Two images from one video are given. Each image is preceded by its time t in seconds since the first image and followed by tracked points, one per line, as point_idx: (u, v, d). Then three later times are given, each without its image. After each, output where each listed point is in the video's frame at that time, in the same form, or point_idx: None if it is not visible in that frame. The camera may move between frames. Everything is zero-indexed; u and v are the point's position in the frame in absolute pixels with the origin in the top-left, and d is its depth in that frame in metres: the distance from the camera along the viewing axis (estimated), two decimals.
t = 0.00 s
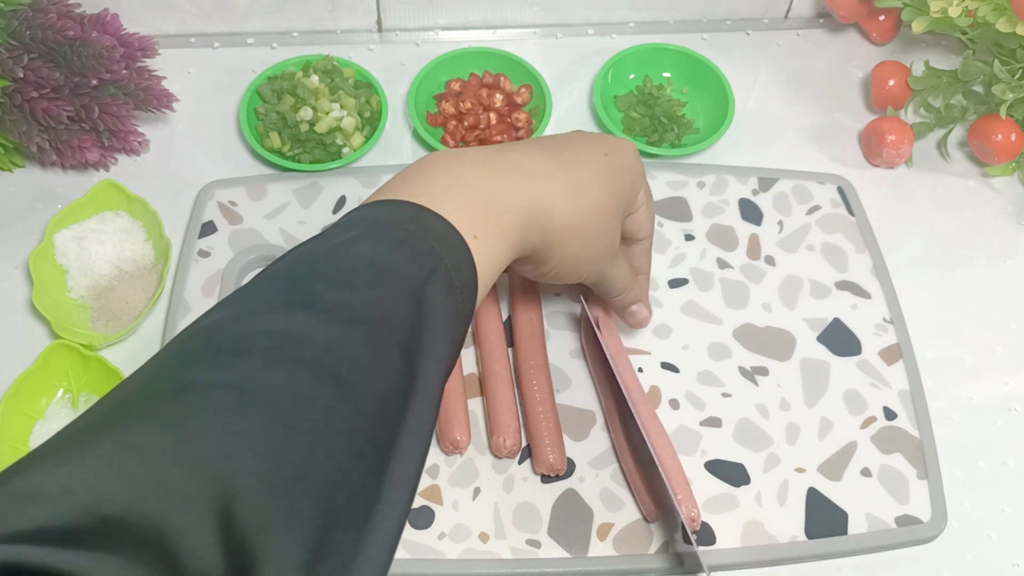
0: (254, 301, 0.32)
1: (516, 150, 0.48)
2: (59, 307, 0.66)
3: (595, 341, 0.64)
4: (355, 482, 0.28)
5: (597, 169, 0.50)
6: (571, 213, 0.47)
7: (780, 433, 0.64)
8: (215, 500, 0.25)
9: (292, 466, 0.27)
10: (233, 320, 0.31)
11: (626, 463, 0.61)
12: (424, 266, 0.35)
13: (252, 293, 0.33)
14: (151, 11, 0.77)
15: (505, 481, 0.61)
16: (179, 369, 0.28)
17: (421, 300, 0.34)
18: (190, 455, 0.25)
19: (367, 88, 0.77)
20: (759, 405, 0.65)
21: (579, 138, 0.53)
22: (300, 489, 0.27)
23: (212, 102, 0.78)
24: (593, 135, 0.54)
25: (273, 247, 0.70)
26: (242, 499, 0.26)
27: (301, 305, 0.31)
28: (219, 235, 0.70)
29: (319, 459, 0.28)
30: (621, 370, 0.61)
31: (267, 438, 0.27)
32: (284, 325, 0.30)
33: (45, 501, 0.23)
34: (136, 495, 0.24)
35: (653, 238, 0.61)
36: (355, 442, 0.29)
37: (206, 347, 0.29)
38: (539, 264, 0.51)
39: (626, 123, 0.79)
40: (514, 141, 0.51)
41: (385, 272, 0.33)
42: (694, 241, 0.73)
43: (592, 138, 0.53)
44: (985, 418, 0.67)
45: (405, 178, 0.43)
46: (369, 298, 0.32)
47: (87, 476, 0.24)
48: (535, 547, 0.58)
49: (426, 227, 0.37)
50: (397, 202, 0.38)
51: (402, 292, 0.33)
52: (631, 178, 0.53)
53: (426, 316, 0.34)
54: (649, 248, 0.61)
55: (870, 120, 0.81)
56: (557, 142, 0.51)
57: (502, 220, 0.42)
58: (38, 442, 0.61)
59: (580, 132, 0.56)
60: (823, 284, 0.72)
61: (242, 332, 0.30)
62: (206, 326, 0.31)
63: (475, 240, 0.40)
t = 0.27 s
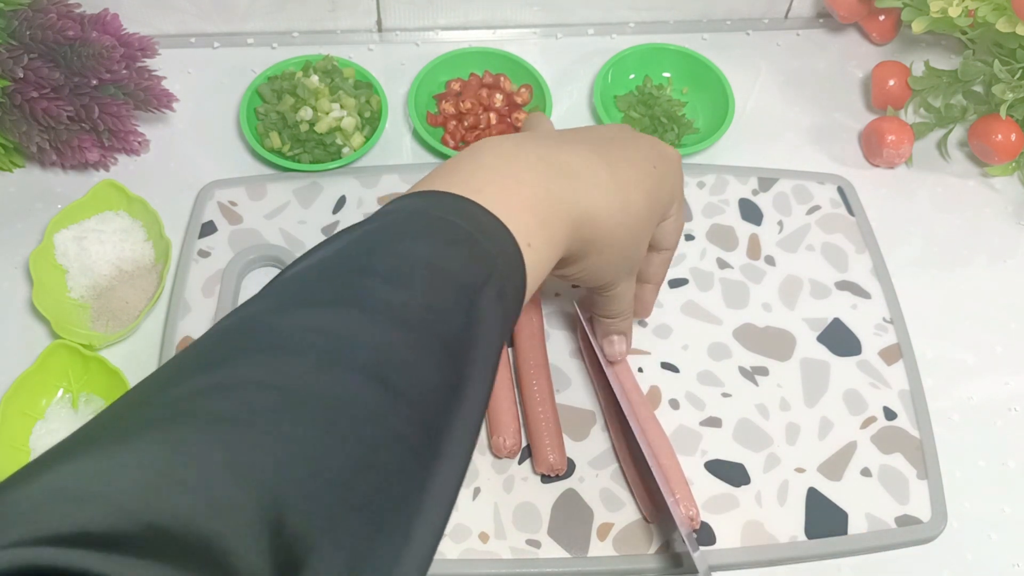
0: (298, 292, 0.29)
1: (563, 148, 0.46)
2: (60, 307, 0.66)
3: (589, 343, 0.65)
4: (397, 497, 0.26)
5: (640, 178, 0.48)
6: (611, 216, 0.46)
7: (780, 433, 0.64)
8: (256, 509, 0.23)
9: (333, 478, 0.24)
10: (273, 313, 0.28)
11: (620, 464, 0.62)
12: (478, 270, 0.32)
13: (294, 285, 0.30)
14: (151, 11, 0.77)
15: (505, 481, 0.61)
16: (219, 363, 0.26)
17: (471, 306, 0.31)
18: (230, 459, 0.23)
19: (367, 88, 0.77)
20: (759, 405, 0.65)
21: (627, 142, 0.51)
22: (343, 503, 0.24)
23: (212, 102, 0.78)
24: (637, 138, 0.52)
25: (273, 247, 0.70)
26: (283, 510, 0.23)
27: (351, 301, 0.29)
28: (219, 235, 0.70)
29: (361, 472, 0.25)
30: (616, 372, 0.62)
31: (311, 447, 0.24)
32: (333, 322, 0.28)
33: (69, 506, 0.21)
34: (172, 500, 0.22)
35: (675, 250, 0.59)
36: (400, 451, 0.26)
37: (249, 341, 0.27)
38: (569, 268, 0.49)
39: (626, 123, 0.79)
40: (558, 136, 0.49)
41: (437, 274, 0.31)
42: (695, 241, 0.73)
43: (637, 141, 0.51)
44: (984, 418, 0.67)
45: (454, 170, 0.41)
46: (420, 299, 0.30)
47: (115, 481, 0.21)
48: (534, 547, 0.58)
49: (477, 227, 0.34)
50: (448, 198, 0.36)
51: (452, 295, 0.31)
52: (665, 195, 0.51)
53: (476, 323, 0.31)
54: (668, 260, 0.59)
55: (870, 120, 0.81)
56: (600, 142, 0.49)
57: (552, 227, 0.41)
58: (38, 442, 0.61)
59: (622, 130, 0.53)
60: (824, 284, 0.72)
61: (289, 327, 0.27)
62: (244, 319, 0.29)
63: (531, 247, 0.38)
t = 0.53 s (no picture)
0: (335, 297, 0.28)
1: (600, 159, 0.43)
2: (60, 307, 0.66)
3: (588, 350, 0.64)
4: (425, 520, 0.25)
5: (677, 199, 0.45)
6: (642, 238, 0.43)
7: (780, 433, 0.64)
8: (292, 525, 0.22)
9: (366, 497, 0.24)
10: (310, 320, 0.27)
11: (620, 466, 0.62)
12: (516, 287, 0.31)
13: (330, 287, 0.29)
14: (151, 11, 0.77)
15: (505, 481, 0.61)
16: (257, 365, 0.25)
17: (510, 323, 0.30)
18: (267, 473, 0.22)
19: (367, 88, 0.77)
20: (759, 405, 0.65)
21: (667, 159, 0.48)
22: (372, 522, 0.24)
23: (212, 102, 0.78)
24: (675, 156, 0.49)
25: (273, 247, 0.70)
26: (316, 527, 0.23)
27: (391, 314, 0.27)
28: (219, 235, 0.70)
29: (393, 492, 0.25)
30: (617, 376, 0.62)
31: (346, 465, 0.24)
32: (373, 335, 0.26)
33: (106, 512, 0.21)
34: (208, 511, 0.21)
35: (693, 277, 0.57)
36: (432, 472, 0.26)
37: (288, 346, 0.26)
38: (595, 285, 0.46)
39: (626, 123, 0.79)
40: (595, 144, 0.45)
41: (477, 289, 0.29)
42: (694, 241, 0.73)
43: (676, 159, 0.48)
44: (984, 418, 0.67)
45: (489, 177, 0.37)
46: (459, 315, 0.28)
47: (153, 490, 0.21)
48: (534, 547, 0.58)
49: (515, 237, 0.32)
50: (488, 211, 0.33)
51: (491, 311, 0.29)
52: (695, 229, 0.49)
53: (512, 342, 0.30)
54: (683, 285, 0.57)
55: (870, 120, 0.81)
56: (637, 155, 0.46)
57: (588, 248, 0.37)
58: (39, 441, 0.61)
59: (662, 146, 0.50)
60: (824, 284, 0.72)
61: (329, 337, 0.26)
62: (281, 320, 0.28)
63: (566, 271, 0.35)
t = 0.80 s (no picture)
0: (316, 304, 0.28)
1: (595, 164, 0.42)
2: (60, 307, 0.66)
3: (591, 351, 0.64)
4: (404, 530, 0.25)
5: (672, 205, 0.45)
6: (639, 243, 0.43)
7: (780, 433, 0.64)
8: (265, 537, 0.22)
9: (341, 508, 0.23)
10: (289, 331, 0.27)
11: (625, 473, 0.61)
12: (504, 296, 0.31)
13: (312, 295, 0.29)
14: (151, 11, 0.77)
15: (505, 481, 0.61)
16: (234, 376, 0.24)
17: (494, 331, 0.30)
18: (240, 485, 0.22)
19: (367, 88, 0.77)
20: (759, 405, 0.65)
21: (664, 165, 0.47)
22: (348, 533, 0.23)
23: (212, 102, 0.78)
24: (671, 164, 0.48)
25: (273, 247, 0.70)
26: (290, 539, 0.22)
27: (370, 322, 0.27)
28: (219, 235, 0.70)
29: (369, 502, 0.24)
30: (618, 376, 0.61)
31: (321, 476, 0.23)
32: (352, 343, 0.26)
33: (76, 526, 0.21)
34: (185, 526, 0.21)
35: (687, 287, 0.56)
36: (409, 482, 0.25)
37: (266, 354, 0.25)
38: (587, 291, 0.46)
39: (626, 124, 0.79)
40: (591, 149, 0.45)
41: (460, 297, 0.29)
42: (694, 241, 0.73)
43: (672, 167, 0.48)
44: (985, 418, 0.67)
45: (481, 181, 0.37)
46: (441, 323, 0.28)
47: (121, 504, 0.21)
48: (534, 547, 0.58)
49: (508, 250, 0.32)
50: (475, 216, 0.33)
51: (474, 318, 0.29)
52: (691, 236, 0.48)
53: (499, 349, 0.30)
54: (678, 296, 0.57)
55: (870, 120, 0.81)
56: (634, 161, 0.46)
57: (578, 253, 0.37)
58: (39, 441, 0.61)
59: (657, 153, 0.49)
60: (824, 284, 0.72)
61: (308, 345, 0.26)
62: (261, 329, 0.27)
63: (554, 275, 0.35)
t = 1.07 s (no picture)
0: (321, 325, 0.28)
1: (606, 181, 0.43)
2: (60, 307, 0.66)
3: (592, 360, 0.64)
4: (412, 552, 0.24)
5: (682, 224, 0.45)
6: (650, 262, 0.43)
7: (780, 433, 0.64)
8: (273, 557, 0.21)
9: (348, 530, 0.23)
10: (294, 351, 0.27)
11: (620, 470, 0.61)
12: (514, 314, 0.30)
13: (315, 316, 0.29)
14: (151, 11, 0.77)
15: (505, 481, 0.61)
16: (240, 397, 0.24)
17: (503, 351, 0.30)
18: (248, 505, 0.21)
19: (367, 88, 0.77)
20: (759, 405, 0.65)
21: (673, 185, 0.47)
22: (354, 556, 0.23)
23: (212, 102, 0.78)
24: (682, 183, 0.49)
25: (273, 247, 0.70)
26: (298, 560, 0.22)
27: (379, 343, 0.27)
28: (219, 235, 0.70)
29: (377, 524, 0.24)
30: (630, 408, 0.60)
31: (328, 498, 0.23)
32: (360, 366, 0.26)
33: (69, 551, 0.19)
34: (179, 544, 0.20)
35: (697, 307, 0.56)
36: (416, 504, 0.25)
37: (269, 377, 0.25)
38: (597, 308, 0.46)
39: (626, 123, 0.79)
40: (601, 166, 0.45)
41: (470, 316, 0.29)
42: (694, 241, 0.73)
43: (682, 187, 0.48)
44: (984, 418, 0.67)
45: (493, 198, 0.37)
46: (451, 343, 0.28)
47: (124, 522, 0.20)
48: (534, 547, 0.58)
49: (517, 267, 0.32)
50: (486, 233, 0.33)
51: (483, 338, 0.29)
52: (702, 256, 0.49)
53: (508, 367, 0.30)
54: (687, 317, 0.57)
55: (870, 120, 0.81)
56: (644, 179, 0.46)
57: (589, 271, 0.37)
58: (39, 441, 0.61)
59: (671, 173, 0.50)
60: (824, 284, 0.72)
61: (314, 368, 0.25)
62: (262, 351, 0.27)
63: (565, 294, 0.35)
